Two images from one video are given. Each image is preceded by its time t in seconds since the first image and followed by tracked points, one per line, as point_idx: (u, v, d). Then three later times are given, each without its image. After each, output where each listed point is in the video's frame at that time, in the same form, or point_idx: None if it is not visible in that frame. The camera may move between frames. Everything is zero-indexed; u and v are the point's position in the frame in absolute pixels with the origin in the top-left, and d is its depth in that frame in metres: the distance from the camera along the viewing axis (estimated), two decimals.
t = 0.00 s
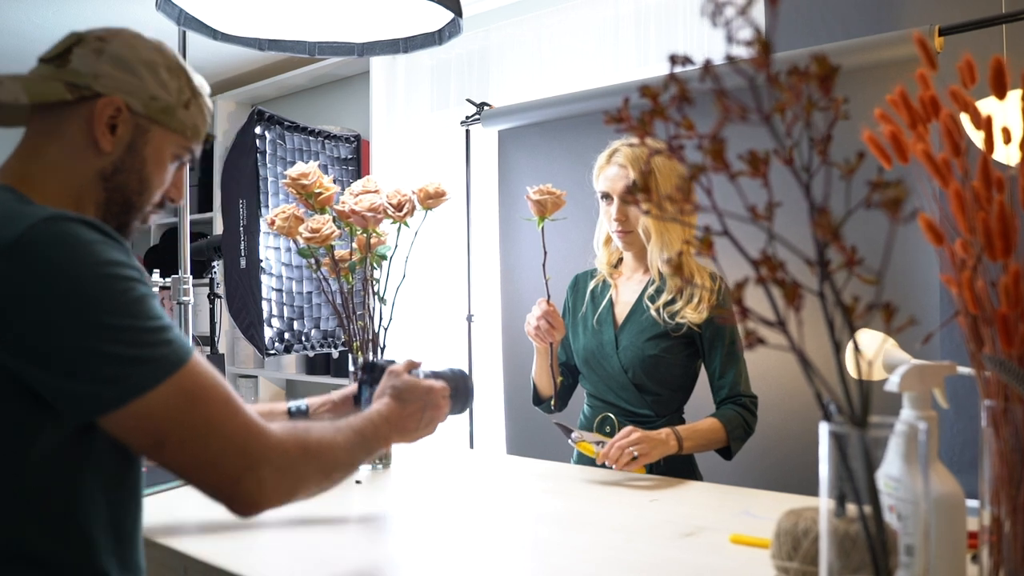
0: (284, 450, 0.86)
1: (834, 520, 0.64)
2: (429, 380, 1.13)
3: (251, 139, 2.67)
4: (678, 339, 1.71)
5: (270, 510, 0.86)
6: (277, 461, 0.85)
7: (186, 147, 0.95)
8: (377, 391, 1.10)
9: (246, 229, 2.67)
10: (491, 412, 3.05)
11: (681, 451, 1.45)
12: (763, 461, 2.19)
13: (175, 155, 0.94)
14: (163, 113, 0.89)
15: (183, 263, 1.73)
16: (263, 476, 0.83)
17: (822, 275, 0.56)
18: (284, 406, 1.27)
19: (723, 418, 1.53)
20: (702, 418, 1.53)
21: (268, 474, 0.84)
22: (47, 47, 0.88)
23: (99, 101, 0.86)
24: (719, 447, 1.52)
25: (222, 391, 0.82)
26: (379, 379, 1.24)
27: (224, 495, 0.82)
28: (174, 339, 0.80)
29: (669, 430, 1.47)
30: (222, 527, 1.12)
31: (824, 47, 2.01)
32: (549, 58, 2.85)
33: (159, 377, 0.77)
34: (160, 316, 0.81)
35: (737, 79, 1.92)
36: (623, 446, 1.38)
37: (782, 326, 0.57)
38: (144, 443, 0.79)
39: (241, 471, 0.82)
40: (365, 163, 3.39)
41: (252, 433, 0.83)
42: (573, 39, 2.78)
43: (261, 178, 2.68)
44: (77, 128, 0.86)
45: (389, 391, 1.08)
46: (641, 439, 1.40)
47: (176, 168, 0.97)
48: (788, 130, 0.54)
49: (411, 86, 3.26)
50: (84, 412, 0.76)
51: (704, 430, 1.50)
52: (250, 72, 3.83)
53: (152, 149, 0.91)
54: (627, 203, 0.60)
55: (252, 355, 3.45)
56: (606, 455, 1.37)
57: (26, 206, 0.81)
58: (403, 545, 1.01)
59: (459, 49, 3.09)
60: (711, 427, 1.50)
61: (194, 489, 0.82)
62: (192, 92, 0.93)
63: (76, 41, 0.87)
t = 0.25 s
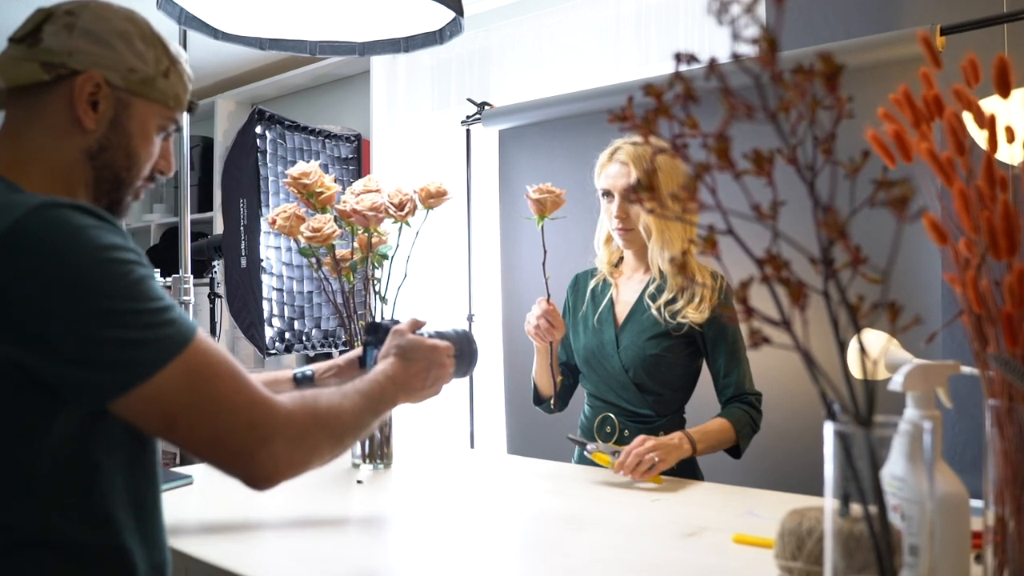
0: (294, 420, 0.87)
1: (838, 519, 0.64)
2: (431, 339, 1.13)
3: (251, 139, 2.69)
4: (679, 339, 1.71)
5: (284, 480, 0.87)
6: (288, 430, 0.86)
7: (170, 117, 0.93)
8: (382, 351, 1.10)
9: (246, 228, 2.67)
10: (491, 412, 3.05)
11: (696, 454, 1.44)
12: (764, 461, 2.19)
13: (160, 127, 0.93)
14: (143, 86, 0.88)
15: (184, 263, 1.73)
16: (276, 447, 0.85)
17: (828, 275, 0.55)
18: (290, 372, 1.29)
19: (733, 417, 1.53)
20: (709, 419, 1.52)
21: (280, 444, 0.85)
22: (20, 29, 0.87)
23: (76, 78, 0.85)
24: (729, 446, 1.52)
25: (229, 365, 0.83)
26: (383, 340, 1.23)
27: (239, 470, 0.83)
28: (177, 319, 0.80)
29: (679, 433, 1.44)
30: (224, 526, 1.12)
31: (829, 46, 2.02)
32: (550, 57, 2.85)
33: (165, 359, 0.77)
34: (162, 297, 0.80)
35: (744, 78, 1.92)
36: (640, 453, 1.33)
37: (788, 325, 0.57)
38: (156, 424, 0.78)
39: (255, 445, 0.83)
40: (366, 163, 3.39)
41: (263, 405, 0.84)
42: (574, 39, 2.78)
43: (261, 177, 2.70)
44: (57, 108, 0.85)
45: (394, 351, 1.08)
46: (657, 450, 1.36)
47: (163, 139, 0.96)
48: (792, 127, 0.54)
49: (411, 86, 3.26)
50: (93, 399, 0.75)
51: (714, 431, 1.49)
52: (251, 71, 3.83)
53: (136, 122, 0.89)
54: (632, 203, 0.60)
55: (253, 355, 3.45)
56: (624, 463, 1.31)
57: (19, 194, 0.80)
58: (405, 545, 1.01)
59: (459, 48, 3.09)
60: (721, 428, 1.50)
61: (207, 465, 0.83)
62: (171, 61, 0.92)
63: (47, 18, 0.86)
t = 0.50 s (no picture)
0: (306, 421, 0.86)
1: (843, 520, 0.64)
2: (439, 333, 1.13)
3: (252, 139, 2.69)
4: (679, 339, 1.70)
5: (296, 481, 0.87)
6: (301, 431, 0.85)
7: (177, 111, 0.93)
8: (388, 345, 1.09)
9: (246, 228, 2.66)
10: (491, 412, 3.04)
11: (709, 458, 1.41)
12: (765, 461, 2.19)
13: (168, 121, 0.93)
14: (150, 81, 0.88)
15: (184, 262, 1.73)
16: (289, 448, 0.84)
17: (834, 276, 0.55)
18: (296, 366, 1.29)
19: (742, 417, 1.53)
20: (717, 421, 1.51)
21: (293, 445, 0.84)
22: (21, 27, 0.87)
23: (83, 76, 0.84)
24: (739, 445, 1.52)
25: (243, 367, 0.82)
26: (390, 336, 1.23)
27: (253, 472, 0.82)
28: (192, 322, 0.79)
29: (692, 437, 1.42)
30: (225, 527, 1.12)
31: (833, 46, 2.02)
32: (550, 57, 2.85)
33: (180, 362, 0.77)
34: (177, 300, 0.80)
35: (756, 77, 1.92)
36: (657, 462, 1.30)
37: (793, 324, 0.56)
38: (172, 427, 0.77)
39: (269, 446, 0.82)
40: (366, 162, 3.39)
41: (276, 405, 0.83)
42: (574, 39, 2.78)
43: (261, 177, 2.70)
44: (64, 107, 0.85)
45: (400, 345, 1.07)
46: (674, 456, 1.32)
47: (171, 133, 0.96)
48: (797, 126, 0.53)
49: (411, 86, 3.26)
50: (110, 403, 0.75)
51: (723, 433, 1.49)
52: (251, 71, 3.82)
53: (144, 118, 0.89)
54: (635, 202, 0.59)
55: (253, 355, 3.45)
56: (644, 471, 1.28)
57: (33, 196, 0.79)
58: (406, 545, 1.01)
59: (459, 48, 3.09)
60: (731, 429, 1.50)
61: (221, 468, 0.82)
62: (175, 54, 0.91)
63: (49, 16, 0.86)
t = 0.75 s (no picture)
0: (312, 441, 0.86)
1: (846, 521, 0.63)
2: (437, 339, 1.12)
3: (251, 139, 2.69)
4: (679, 340, 1.70)
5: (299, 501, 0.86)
6: (307, 451, 0.84)
7: (194, 110, 0.93)
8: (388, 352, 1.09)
9: (245, 228, 2.66)
10: (491, 412, 3.04)
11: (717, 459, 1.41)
12: (766, 462, 2.19)
13: (185, 120, 0.93)
14: (165, 82, 0.87)
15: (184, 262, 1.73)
16: (294, 468, 0.83)
17: (837, 276, 0.54)
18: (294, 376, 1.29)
19: (746, 418, 1.53)
20: (722, 422, 1.51)
21: (298, 465, 0.84)
22: (36, 30, 0.86)
23: (99, 79, 0.84)
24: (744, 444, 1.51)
25: (255, 384, 0.82)
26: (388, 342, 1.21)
27: (255, 490, 0.82)
28: (208, 334, 0.79)
29: (701, 439, 1.41)
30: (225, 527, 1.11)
31: (834, 46, 2.02)
32: (550, 57, 2.85)
33: (194, 375, 0.77)
34: (194, 312, 0.80)
35: (753, 76, 1.91)
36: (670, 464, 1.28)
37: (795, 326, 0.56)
38: (181, 439, 0.78)
39: (273, 465, 0.81)
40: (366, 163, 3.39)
41: (284, 424, 0.83)
42: (574, 39, 2.78)
43: (261, 177, 2.69)
44: (81, 110, 0.85)
45: (400, 352, 1.07)
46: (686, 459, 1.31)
47: (188, 132, 0.96)
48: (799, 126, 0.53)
49: (411, 86, 3.25)
50: (125, 410, 0.75)
51: (728, 434, 1.49)
52: (251, 71, 3.82)
53: (161, 118, 0.89)
54: (636, 203, 0.59)
55: (253, 355, 3.45)
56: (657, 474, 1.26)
57: (56, 199, 0.79)
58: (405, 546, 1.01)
59: (459, 48, 3.09)
60: (734, 429, 1.49)
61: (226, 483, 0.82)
62: (190, 53, 0.90)
63: (64, 18, 0.85)
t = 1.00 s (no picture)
0: (314, 493, 0.85)
1: (844, 522, 0.63)
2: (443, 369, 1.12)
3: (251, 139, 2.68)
4: (679, 340, 1.70)
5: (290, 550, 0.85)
6: (308, 504, 0.84)
7: (237, 128, 0.92)
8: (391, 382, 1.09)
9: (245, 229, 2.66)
10: (490, 413, 3.04)
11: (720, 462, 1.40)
12: (765, 462, 2.19)
13: (229, 138, 0.92)
14: (209, 100, 0.87)
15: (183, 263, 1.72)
16: (291, 520, 0.83)
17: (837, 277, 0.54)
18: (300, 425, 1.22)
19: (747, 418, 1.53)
20: (722, 423, 1.51)
21: (295, 517, 0.83)
22: (87, 52, 0.87)
23: (146, 101, 0.84)
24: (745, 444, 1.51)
25: (270, 432, 0.82)
26: (393, 368, 1.23)
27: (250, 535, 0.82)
28: (241, 377, 0.81)
29: (702, 441, 1.41)
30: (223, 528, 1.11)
31: (834, 46, 2.02)
32: (550, 57, 2.84)
33: (217, 414, 0.78)
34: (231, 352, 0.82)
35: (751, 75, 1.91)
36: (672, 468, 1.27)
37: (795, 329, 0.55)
38: (190, 472, 0.78)
39: (271, 515, 0.81)
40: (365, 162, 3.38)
41: (290, 474, 0.82)
42: (574, 39, 2.78)
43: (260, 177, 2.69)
44: (128, 131, 0.85)
45: (403, 383, 1.06)
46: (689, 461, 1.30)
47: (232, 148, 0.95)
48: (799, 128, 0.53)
49: (411, 86, 3.25)
50: (148, 432, 0.77)
51: (728, 435, 1.49)
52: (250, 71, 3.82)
53: (206, 137, 0.88)
54: (635, 203, 0.59)
55: (252, 355, 3.45)
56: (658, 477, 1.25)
57: (111, 216, 0.81)
58: (404, 547, 1.00)
59: (459, 48, 3.09)
60: (734, 429, 1.50)
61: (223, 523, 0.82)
62: (234, 71, 0.89)
63: (113, 41, 0.85)
